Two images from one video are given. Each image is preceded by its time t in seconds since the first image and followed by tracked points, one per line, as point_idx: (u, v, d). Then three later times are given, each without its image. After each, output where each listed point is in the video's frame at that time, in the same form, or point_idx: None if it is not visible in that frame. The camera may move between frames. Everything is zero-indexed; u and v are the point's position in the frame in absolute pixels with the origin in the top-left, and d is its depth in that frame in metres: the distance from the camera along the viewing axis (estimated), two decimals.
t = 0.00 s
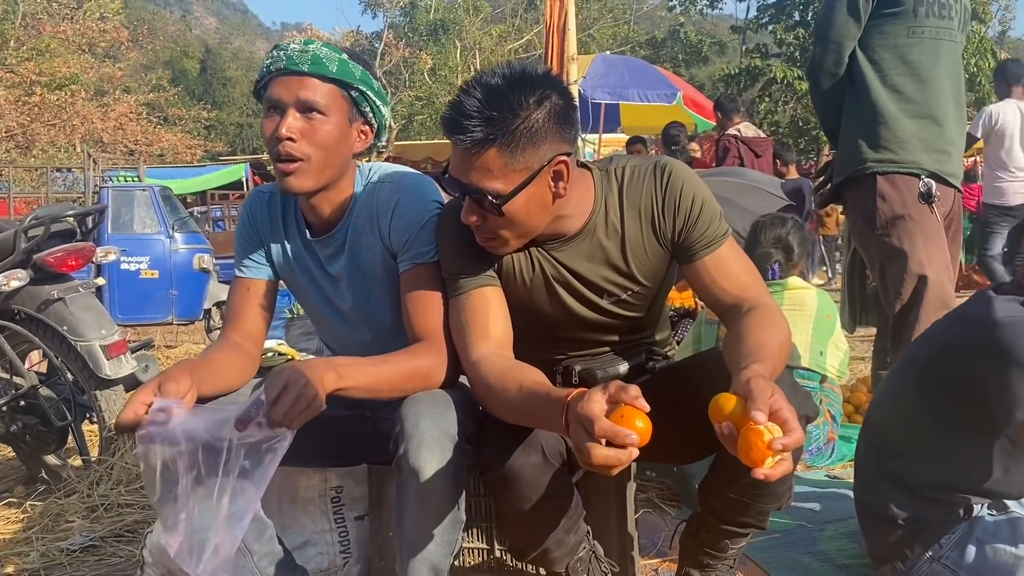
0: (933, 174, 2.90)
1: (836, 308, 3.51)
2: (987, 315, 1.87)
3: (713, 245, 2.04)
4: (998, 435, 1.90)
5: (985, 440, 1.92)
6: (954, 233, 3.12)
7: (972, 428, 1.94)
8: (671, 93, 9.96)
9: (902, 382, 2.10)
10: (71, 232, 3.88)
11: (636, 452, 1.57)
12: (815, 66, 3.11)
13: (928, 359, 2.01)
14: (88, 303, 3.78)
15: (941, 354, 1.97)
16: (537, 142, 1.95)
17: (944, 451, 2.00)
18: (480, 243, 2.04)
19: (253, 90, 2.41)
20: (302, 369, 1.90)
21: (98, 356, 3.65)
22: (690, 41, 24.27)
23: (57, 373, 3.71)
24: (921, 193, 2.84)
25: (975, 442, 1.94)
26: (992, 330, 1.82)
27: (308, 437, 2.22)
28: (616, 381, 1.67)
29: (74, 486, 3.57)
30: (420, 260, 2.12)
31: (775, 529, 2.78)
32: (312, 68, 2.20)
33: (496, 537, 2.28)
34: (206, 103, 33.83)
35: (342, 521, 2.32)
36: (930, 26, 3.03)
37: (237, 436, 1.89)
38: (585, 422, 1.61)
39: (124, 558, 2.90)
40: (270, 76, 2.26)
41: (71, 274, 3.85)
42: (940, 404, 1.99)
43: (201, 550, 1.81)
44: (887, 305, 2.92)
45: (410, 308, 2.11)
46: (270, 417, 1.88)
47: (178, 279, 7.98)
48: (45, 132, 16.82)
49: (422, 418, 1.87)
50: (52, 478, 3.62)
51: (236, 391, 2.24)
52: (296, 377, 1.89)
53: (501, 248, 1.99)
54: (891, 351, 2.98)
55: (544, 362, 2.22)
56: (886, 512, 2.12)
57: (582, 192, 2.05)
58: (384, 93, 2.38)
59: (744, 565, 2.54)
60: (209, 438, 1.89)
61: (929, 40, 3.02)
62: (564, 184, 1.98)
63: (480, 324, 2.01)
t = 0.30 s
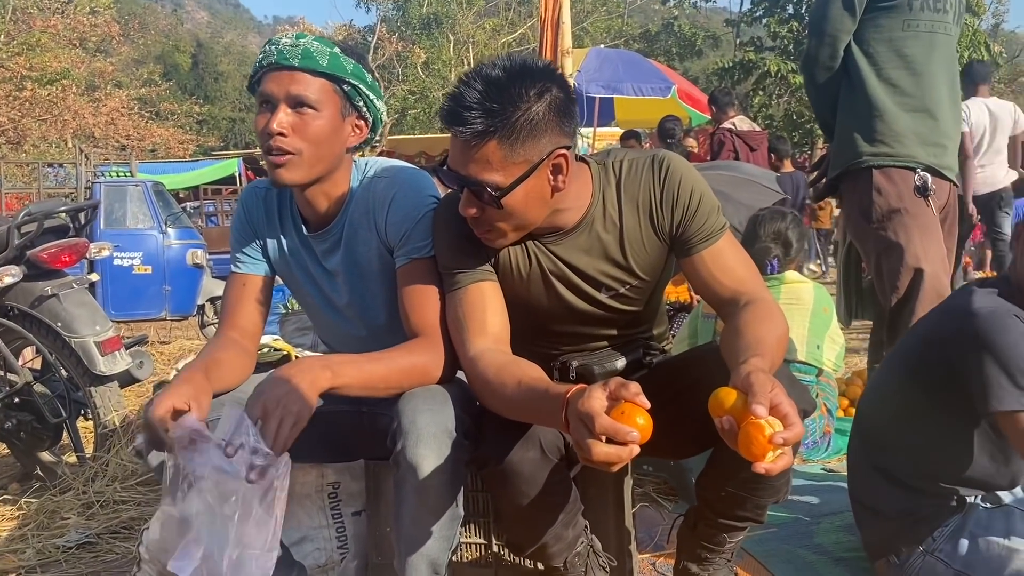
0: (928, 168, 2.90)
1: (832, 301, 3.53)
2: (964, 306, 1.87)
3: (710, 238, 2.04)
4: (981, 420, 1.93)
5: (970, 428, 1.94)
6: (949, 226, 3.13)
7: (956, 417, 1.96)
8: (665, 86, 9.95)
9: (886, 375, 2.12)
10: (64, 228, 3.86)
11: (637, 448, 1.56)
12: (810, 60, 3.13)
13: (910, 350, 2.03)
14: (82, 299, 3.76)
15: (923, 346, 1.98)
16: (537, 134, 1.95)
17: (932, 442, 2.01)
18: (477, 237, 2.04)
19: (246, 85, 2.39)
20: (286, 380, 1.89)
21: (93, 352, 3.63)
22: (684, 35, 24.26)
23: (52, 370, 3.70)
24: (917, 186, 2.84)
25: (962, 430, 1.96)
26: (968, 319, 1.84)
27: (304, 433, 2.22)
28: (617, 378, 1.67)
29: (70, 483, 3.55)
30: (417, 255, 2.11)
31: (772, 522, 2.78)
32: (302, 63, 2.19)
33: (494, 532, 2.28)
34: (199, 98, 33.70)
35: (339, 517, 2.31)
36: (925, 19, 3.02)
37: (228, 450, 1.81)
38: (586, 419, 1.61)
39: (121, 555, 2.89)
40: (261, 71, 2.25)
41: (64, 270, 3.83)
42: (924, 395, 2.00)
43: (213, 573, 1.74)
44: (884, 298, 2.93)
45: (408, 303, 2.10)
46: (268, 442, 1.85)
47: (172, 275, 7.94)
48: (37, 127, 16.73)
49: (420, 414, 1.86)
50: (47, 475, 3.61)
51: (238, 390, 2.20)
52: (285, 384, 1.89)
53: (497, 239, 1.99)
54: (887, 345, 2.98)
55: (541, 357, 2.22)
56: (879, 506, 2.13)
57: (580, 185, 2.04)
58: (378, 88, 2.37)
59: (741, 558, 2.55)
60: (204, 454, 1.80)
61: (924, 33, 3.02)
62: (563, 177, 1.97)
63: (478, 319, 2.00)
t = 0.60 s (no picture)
0: (923, 154, 2.90)
1: (827, 288, 3.52)
2: (977, 294, 1.84)
3: (707, 224, 2.04)
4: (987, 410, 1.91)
5: (977, 417, 1.92)
6: (944, 212, 3.13)
7: (960, 407, 1.94)
8: (658, 76, 9.93)
9: (893, 361, 2.11)
10: (56, 217, 3.84)
11: (635, 430, 1.56)
12: (805, 46, 3.13)
13: (917, 338, 2.01)
14: (74, 289, 3.74)
15: (934, 336, 1.95)
16: (535, 115, 1.94)
17: (938, 431, 2.01)
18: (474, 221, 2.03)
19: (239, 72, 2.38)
20: (286, 366, 1.88)
21: (86, 343, 3.61)
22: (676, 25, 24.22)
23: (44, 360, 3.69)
24: (911, 173, 2.85)
25: (968, 420, 1.94)
26: (978, 307, 1.81)
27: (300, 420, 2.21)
28: (615, 361, 1.67)
29: (63, 473, 3.54)
30: (413, 241, 2.11)
31: (767, 508, 2.80)
32: (294, 49, 2.17)
33: (490, 519, 2.28)
34: (189, 88, 33.51)
35: (335, 505, 2.32)
36: (920, 5, 3.02)
37: (236, 436, 1.79)
38: (583, 401, 1.60)
39: (115, 544, 2.88)
40: (254, 58, 2.23)
41: (57, 259, 3.81)
42: (928, 385, 1.99)
43: (213, 561, 1.77)
44: (878, 285, 2.93)
45: (403, 289, 2.09)
46: (274, 426, 1.83)
47: (164, 266, 7.92)
48: (25, 118, 16.61)
49: (418, 400, 1.86)
50: (40, 465, 3.60)
51: (232, 380, 2.20)
52: (281, 372, 1.87)
53: (494, 223, 1.98)
54: (881, 331, 2.99)
55: (538, 343, 2.22)
56: (882, 491, 2.15)
57: (577, 170, 2.04)
58: (372, 74, 2.36)
59: (736, 544, 2.56)
60: (200, 444, 1.80)
61: (919, 19, 3.02)
62: (561, 161, 1.97)
63: (475, 304, 2.00)
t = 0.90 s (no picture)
0: (912, 142, 2.92)
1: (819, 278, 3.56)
2: (971, 278, 1.86)
3: (698, 212, 2.05)
4: (986, 392, 1.93)
5: (974, 398, 1.95)
6: (933, 201, 3.15)
7: (959, 390, 1.96)
8: (649, 64, 9.91)
9: (888, 347, 2.12)
10: (45, 207, 3.82)
11: (626, 416, 1.57)
12: (797, 36, 3.21)
13: (914, 323, 2.02)
14: (65, 280, 3.74)
15: (930, 321, 1.96)
16: (527, 104, 1.94)
17: (935, 414, 2.03)
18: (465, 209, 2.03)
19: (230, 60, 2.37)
20: (280, 357, 1.86)
21: (76, 333, 3.64)
22: (666, 12, 24.17)
23: (35, 350, 3.67)
24: (901, 161, 2.86)
25: (965, 402, 1.97)
26: (973, 291, 1.84)
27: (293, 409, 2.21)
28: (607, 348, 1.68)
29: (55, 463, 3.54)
30: (405, 230, 2.11)
31: (758, 494, 2.82)
32: (286, 37, 2.16)
33: (483, 506, 2.29)
34: (178, 77, 33.28)
35: (328, 493, 2.33)
36: None
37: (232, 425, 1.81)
38: (575, 387, 1.62)
39: (108, 533, 2.88)
40: (246, 46, 2.22)
41: (47, 249, 3.79)
42: (925, 370, 2.00)
43: (211, 546, 1.84)
44: (867, 272, 2.95)
45: (396, 278, 2.09)
46: (272, 415, 1.82)
47: (154, 256, 7.89)
48: (12, 107, 16.46)
49: (411, 389, 1.87)
50: (32, 455, 3.59)
51: (225, 369, 2.21)
52: (274, 361, 1.86)
53: (486, 211, 1.98)
54: (871, 318, 3.00)
55: (530, 332, 2.22)
56: (878, 475, 2.17)
57: (569, 160, 2.04)
58: (364, 64, 2.35)
59: (727, 529, 2.58)
60: (190, 435, 1.84)
61: (909, 8, 3.03)
62: (552, 150, 1.97)
63: (467, 294, 2.00)
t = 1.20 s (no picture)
0: (896, 133, 2.92)
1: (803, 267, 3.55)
2: (931, 267, 1.93)
3: (678, 206, 2.04)
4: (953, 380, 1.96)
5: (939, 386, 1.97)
6: (916, 191, 3.15)
7: (927, 378, 1.98)
8: (637, 52, 9.87)
9: (861, 339, 2.15)
10: (26, 199, 3.78)
11: (605, 411, 1.57)
12: (781, 25, 3.18)
13: (883, 314, 2.06)
14: (46, 272, 3.70)
15: (896, 310, 2.01)
16: (506, 99, 1.92)
17: (901, 404, 2.04)
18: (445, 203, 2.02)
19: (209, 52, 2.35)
20: (257, 354, 1.87)
21: (59, 326, 3.59)
22: None
23: (17, 344, 3.64)
24: (884, 152, 2.86)
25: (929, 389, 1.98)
26: (934, 279, 1.90)
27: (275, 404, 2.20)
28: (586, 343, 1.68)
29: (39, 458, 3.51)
30: (386, 224, 2.10)
31: (742, 484, 2.83)
32: (263, 30, 2.14)
33: (467, 499, 2.29)
34: (163, 65, 32.97)
35: (312, 487, 2.31)
36: None
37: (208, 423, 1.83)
38: (554, 383, 1.61)
39: (92, 528, 2.86)
40: (223, 38, 2.20)
41: (28, 242, 3.76)
42: (894, 359, 2.03)
43: (193, 544, 1.86)
44: (851, 263, 2.96)
45: (376, 273, 2.08)
46: (248, 414, 1.83)
47: (140, 246, 7.84)
48: None
49: (392, 384, 1.86)
50: (15, 449, 3.57)
51: (204, 364, 2.20)
52: (252, 361, 1.86)
53: (466, 206, 1.97)
54: (855, 309, 3.01)
55: (512, 326, 2.22)
56: (850, 466, 2.17)
57: (550, 154, 2.03)
58: (344, 56, 2.33)
59: (711, 520, 2.59)
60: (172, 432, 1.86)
61: None
62: (531, 145, 1.96)
63: (447, 288, 1.99)
